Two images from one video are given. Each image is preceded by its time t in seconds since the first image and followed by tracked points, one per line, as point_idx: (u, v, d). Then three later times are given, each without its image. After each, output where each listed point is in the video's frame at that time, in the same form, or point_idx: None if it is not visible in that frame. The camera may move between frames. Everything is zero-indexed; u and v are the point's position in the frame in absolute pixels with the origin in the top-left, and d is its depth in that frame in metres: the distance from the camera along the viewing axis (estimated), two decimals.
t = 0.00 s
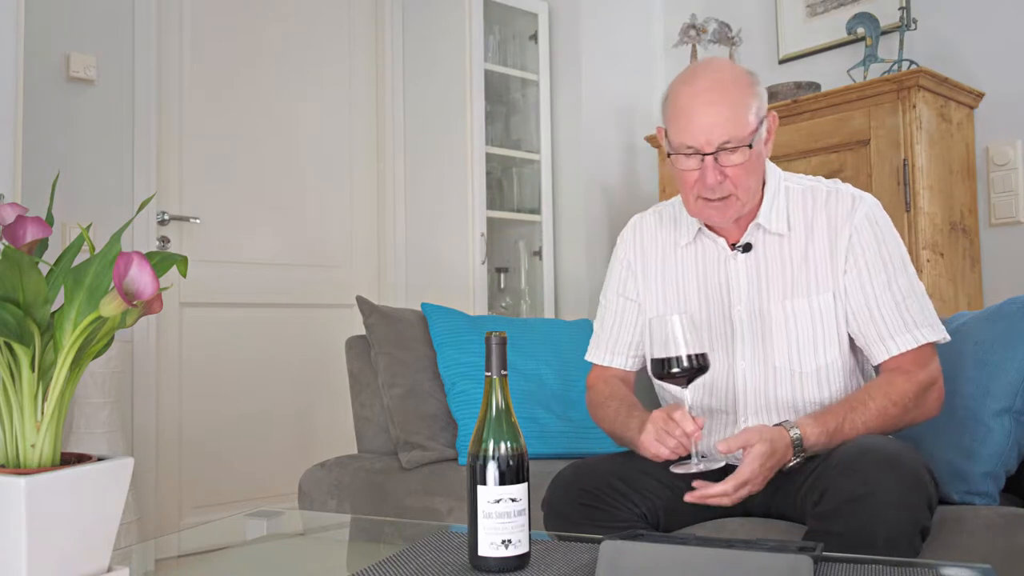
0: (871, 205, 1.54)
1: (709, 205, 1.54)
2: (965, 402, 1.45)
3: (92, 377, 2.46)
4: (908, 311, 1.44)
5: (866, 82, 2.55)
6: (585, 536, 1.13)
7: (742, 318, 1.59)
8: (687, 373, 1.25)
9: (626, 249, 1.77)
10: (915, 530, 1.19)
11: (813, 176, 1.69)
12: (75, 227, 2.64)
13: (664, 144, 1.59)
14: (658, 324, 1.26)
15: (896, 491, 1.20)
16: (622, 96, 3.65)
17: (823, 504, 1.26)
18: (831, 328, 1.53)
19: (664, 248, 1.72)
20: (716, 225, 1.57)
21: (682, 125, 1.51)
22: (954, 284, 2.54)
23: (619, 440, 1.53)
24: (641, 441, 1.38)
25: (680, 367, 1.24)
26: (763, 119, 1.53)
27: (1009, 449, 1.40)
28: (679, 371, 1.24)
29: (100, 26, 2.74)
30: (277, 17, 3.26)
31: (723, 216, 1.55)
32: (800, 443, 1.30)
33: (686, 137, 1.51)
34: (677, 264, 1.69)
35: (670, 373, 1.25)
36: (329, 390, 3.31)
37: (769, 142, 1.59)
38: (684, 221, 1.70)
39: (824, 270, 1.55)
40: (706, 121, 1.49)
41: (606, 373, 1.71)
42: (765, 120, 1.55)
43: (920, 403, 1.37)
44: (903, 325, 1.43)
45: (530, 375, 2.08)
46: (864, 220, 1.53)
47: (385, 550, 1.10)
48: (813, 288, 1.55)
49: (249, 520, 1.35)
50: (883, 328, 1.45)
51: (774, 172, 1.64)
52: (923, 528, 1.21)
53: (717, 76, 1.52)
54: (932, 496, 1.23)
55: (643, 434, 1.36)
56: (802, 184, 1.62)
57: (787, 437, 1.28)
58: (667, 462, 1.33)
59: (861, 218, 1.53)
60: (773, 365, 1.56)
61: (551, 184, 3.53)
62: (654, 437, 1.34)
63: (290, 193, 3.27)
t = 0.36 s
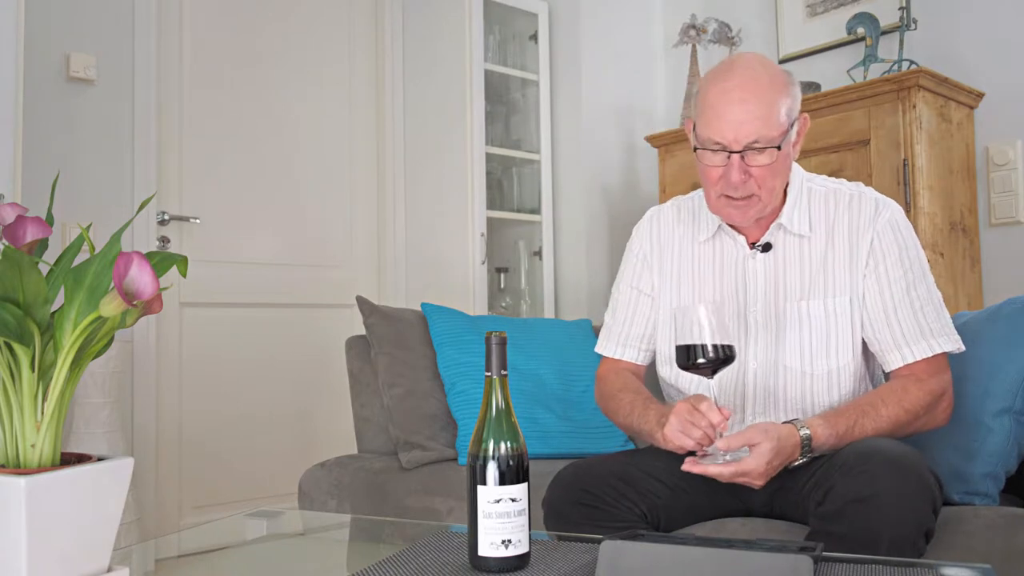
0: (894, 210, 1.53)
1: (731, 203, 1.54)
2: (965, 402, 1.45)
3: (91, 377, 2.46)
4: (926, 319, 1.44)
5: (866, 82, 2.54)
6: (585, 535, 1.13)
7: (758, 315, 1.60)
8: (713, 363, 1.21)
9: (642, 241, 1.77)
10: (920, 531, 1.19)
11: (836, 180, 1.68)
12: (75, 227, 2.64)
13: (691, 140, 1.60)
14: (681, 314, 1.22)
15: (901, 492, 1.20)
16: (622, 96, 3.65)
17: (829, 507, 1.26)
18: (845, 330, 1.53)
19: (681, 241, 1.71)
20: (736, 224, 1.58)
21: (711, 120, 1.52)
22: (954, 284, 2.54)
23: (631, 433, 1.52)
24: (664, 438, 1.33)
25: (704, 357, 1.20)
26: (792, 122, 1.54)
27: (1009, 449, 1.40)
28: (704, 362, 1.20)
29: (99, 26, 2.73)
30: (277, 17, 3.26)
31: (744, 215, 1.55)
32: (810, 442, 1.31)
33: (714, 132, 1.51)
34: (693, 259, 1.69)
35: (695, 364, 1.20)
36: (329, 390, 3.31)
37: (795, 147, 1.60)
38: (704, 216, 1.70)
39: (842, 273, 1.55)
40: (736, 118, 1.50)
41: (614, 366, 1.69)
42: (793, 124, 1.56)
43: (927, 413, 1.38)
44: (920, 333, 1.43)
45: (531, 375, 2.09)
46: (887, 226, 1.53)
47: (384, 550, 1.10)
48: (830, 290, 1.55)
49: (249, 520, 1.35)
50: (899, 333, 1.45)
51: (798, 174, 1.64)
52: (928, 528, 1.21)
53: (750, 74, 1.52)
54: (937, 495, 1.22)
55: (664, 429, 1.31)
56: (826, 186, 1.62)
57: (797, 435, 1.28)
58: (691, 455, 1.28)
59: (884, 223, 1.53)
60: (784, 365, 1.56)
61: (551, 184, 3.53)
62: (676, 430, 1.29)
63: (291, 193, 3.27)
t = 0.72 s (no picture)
0: (902, 213, 1.54)
1: (739, 199, 1.54)
2: (965, 402, 1.45)
3: (92, 377, 2.46)
4: (932, 320, 1.44)
5: (866, 82, 2.54)
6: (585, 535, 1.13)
7: (764, 312, 1.60)
8: (721, 358, 1.21)
9: (649, 237, 1.76)
10: (920, 532, 1.19)
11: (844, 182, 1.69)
12: (75, 227, 2.64)
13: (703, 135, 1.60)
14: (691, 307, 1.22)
15: (901, 492, 1.20)
16: (622, 97, 3.65)
17: (830, 508, 1.26)
18: (851, 329, 1.53)
19: (689, 238, 1.71)
20: (743, 221, 1.57)
21: (724, 114, 1.52)
22: (954, 283, 2.54)
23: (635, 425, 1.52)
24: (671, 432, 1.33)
25: (713, 352, 1.20)
26: (805, 122, 1.54)
27: (1009, 449, 1.40)
28: (712, 357, 1.20)
29: (99, 26, 2.73)
30: (276, 17, 3.26)
31: (751, 212, 1.55)
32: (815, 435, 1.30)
33: (726, 127, 1.52)
34: (700, 257, 1.69)
35: (702, 358, 1.21)
36: (329, 390, 3.31)
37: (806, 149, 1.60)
38: (712, 215, 1.70)
39: (849, 273, 1.55)
40: (748, 114, 1.51)
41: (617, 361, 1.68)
42: (806, 125, 1.56)
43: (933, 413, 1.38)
44: (926, 333, 1.44)
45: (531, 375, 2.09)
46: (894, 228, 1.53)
47: (384, 550, 1.10)
48: (837, 290, 1.55)
49: (249, 520, 1.35)
50: (905, 334, 1.45)
51: (806, 174, 1.64)
52: (927, 530, 1.21)
53: (765, 72, 1.53)
54: (937, 497, 1.22)
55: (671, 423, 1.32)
56: (835, 187, 1.62)
57: (799, 427, 1.28)
58: (696, 449, 1.27)
59: (892, 224, 1.54)
60: (788, 363, 1.56)
61: (551, 184, 3.53)
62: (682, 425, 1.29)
63: (291, 193, 3.27)
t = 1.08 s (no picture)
0: (900, 212, 1.55)
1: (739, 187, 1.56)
2: (965, 402, 1.45)
3: (92, 377, 2.46)
4: (932, 315, 1.44)
5: (866, 82, 2.54)
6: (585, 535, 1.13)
7: (764, 312, 1.59)
8: (726, 349, 1.20)
9: (650, 237, 1.77)
10: (918, 531, 1.19)
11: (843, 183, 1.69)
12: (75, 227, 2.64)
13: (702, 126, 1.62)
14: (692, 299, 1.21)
15: (900, 491, 1.20)
16: (622, 97, 3.65)
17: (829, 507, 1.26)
18: (851, 327, 1.53)
19: (690, 237, 1.71)
20: (744, 211, 1.58)
21: (722, 102, 1.54)
22: (954, 283, 2.54)
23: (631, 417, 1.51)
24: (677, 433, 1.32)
25: (717, 343, 1.19)
26: (804, 110, 1.56)
27: (1009, 449, 1.40)
28: (717, 348, 1.20)
29: (99, 26, 2.73)
30: (276, 17, 3.26)
31: (752, 200, 1.56)
32: (830, 428, 1.27)
33: (724, 114, 1.54)
34: (700, 257, 1.69)
35: (707, 350, 1.20)
36: (329, 390, 3.31)
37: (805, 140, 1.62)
38: (712, 214, 1.70)
39: (849, 271, 1.55)
40: (746, 101, 1.53)
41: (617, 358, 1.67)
42: (805, 114, 1.58)
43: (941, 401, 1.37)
44: (926, 328, 1.44)
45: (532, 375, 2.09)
46: (893, 226, 1.54)
47: (385, 550, 1.10)
48: (836, 288, 1.55)
49: (249, 519, 1.35)
50: (906, 328, 1.45)
51: (806, 174, 1.64)
52: (926, 530, 1.21)
53: (764, 61, 1.55)
54: (935, 497, 1.22)
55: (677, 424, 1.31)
56: (834, 187, 1.62)
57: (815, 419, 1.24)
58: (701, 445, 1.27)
59: (891, 223, 1.54)
60: (789, 361, 1.56)
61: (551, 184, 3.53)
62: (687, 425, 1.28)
63: (291, 193, 3.27)
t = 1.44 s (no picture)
0: (891, 208, 1.55)
1: (732, 171, 1.59)
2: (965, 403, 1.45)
3: (92, 377, 2.46)
4: (928, 307, 1.44)
5: (867, 82, 2.54)
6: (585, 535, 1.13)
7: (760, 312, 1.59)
8: (752, 334, 1.13)
9: (643, 241, 1.77)
10: (914, 528, 1.18)
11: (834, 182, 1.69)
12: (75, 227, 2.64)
13: (687, 126, 1.70)
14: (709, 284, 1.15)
15: (894, 488, 1.21)
16: (622, 97, 3.65)
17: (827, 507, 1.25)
18: (847, 323, 1.52)
19: (683, 242, 1.72)
20: (738, 199, 1.60)
21: (704, 92, 1.63)
22: (954, 283, 2.54)
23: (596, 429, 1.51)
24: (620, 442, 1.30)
25: (741, 328, 1.13)
26: (786, 99, 1.63)
27: (1009, 449, 1.40)
28: (740, 333, 1.13)
29: (99, 25, 2.73)
30: (276, 17, 3.26)
31: (746, 184, 1.58)
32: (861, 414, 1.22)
33: (708, 101, 1.61)
34: (694, 260, 1.69)
35: (732, 336, 1.13)
36: (329, 390, 3.31)
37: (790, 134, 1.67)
38: (703, 218, 1.70)
39: (842, 269, 1.55)
40: (727, 88, 1.61)
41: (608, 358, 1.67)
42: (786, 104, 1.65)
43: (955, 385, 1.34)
44: (923, 319, 1.43)
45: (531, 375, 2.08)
46: (885, 222, 1.54)
47: (385, 550, 1.10)
48: (831, 286, 1.55)
49: (249, 519, 1.35)
50: (904, 320, 1.44)
51: (796, 174, 1.65)
52: (920, 529, 1.20)
53: (741, 56, 1.64)
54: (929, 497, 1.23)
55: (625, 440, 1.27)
56: (825, 186, 1.63)
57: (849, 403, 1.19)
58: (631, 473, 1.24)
59: (883, 219, 1.54)
60: (786, 360, 1.55)
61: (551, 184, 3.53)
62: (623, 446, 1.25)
63: (291, 193, 3.27)
